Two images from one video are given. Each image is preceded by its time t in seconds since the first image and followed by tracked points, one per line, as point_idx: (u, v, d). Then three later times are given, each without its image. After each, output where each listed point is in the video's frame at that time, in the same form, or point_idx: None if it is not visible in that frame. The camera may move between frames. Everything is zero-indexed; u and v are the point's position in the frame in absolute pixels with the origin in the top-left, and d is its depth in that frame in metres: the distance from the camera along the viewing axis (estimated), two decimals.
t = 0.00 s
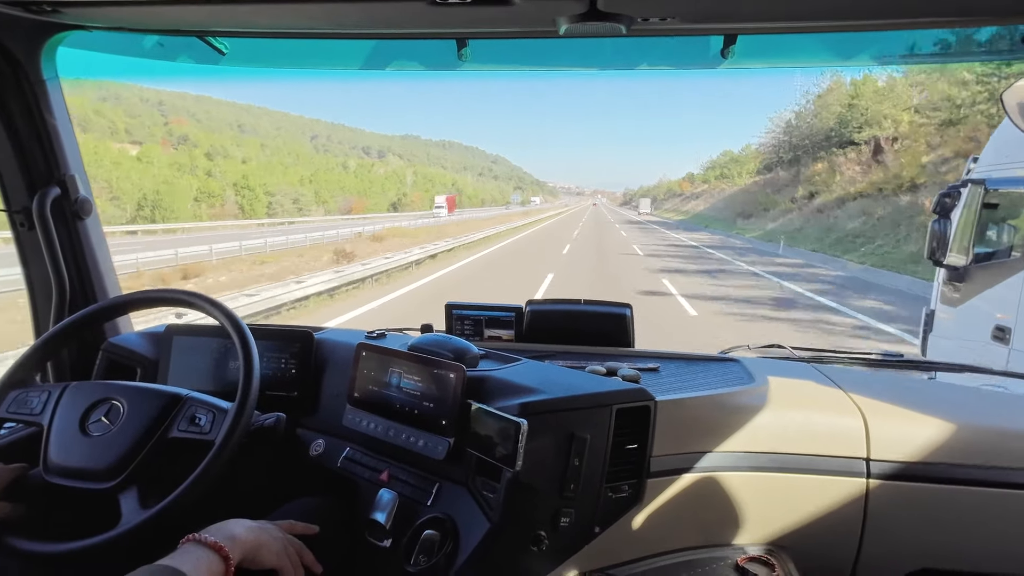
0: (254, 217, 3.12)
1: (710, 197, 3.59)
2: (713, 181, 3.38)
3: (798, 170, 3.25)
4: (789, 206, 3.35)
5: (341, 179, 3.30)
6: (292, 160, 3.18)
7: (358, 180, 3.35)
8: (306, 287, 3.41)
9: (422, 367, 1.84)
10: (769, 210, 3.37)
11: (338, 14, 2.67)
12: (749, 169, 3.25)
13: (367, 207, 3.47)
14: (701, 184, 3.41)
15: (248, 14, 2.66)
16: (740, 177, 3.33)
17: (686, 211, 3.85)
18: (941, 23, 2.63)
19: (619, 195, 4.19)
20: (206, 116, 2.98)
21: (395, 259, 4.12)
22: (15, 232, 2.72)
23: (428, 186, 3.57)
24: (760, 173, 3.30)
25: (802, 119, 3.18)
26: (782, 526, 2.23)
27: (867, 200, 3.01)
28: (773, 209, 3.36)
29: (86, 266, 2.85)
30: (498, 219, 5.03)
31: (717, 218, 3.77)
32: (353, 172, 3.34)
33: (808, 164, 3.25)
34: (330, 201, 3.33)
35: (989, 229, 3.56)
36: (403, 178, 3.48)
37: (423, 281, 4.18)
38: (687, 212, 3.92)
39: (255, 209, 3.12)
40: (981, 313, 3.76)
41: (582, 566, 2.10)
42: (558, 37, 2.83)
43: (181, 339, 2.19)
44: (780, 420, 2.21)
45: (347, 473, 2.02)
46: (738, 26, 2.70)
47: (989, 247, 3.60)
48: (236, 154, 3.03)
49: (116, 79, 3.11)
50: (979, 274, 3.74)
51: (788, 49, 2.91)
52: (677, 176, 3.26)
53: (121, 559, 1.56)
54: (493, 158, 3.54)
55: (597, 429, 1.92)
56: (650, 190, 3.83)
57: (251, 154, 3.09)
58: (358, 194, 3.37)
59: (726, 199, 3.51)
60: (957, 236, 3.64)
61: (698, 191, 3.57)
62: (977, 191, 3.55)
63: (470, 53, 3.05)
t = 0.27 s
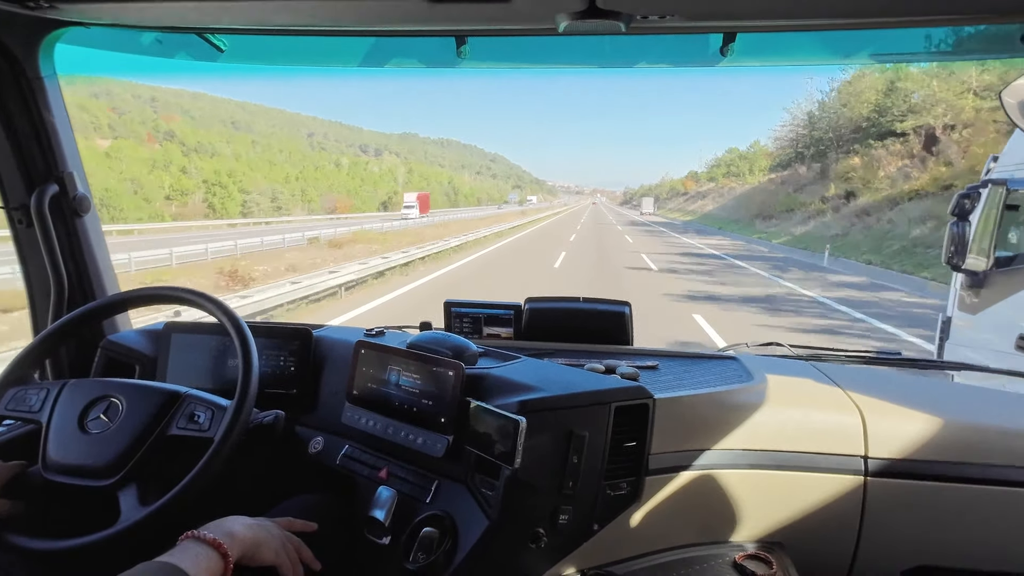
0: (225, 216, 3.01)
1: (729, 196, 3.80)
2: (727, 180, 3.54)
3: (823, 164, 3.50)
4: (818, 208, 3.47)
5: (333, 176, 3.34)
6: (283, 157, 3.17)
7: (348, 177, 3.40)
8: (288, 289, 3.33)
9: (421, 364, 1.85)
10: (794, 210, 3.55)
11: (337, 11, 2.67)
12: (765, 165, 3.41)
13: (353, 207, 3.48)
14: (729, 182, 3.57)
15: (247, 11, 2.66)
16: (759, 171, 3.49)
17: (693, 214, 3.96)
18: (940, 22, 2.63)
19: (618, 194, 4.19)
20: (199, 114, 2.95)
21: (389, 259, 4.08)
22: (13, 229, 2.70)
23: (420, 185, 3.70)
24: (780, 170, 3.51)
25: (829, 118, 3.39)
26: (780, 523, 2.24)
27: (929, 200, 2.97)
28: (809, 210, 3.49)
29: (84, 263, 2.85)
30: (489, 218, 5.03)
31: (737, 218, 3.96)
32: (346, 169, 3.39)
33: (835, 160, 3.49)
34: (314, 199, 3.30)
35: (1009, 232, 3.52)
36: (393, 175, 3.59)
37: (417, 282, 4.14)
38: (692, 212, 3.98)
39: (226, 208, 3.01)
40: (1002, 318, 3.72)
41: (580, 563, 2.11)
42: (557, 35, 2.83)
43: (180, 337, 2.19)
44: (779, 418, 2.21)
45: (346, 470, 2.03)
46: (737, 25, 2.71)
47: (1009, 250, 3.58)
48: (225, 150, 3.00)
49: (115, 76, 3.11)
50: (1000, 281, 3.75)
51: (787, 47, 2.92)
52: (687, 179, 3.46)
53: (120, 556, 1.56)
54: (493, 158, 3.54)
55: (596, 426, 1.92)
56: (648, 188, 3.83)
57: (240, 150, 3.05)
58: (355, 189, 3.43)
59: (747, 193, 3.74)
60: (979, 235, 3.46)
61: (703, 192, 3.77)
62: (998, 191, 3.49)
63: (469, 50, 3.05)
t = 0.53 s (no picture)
0: (193, 216, 2.90)
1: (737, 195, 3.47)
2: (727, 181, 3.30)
3: (856, 157, 2.97)
4: (837, 207, 3.00)
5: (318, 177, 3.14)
6: (275, 151, 3.04)
7: (336, 176, 3.18)
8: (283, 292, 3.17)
9: (420, 365, 1.84)
10: (825, 211, 3.03)
11: (337, 11, 2.67)
12: (779, 162, 3.12)
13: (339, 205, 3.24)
14: (743, 179, 3.26)
15: (246, 11, 2.66)
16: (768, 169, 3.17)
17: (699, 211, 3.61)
18: (941, 24, 2.63)
19: (618, 194, 4.19)
20: (191, 110, 2.94)
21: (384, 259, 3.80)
22: (12, 228, 2.71)
23: (411, 185, 3.38)
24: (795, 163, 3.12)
25: (853, 110, 3.03)
26: (780, 525, 2.24)
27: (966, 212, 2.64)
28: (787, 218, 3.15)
29: (83, 262, 2.85)
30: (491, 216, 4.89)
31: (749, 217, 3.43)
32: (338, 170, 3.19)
33: (872, 154, 2.91)
34: (294, 197, 3.07)
35: None
36: (394, 176, 3.32)
37: (409, 281, 3.82)
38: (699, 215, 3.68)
39: (193, 207, 2.91)
40: None
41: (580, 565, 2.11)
42: (557, 36, 2.83)
43: (179, 337, 2.18)
44: (778, 419, 2.21)
45: (344, 471, 2.02)
46: (736, 25, 2.70)
47: None
48: (212, 146, 2.92)
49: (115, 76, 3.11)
50: None
51: (787, 48, 2.91)
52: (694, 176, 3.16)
53: (118, 556, 1.56)
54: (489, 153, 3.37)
55: (595, 427, 1.92)
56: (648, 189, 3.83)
57: (229, 147, 2.95)
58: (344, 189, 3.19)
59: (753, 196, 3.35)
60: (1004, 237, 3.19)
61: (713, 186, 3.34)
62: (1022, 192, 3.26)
63: (469, 51, 3.05)
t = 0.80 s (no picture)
0: (149, 216, 2.81)
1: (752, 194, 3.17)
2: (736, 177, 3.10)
3: (899, 148, 2.77)
4: (884, 207, 2.78)
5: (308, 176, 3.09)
6: (264, 149, 2.96)
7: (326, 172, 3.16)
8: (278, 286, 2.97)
9: (419, 363, 1.85)
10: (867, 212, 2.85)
11: (338, 8, 2.66)
12: (797, 159, 2.93)
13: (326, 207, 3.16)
14: (755, 176, 3.05)
15: (246, 8, 2.65)
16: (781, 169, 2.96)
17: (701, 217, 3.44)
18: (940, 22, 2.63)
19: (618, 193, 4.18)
20: (185, 107, 2.90)
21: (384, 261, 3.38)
22: (11, 227, 2.70)
23: (404, 182, 3.29)
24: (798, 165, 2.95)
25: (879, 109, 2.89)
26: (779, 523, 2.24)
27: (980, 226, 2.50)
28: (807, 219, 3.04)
29: (82, 260, 2.84)
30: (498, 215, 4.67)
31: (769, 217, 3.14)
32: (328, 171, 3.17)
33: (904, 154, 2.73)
34: (272, 192, 2.92)
35: None
36: (390, 172, 3.27)
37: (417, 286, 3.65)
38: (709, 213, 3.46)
39: (152, 207, 2.81)
40: None
41: (579, 563, 2.11)
42: (557, 34, 2.83)
43: (178, 334, 2.18)
44: (777, 418, 2.21)
45: (344, 469, 2.03)
46: (736, 24, 2.70)
47: None
48: (198, 143, 2.84)
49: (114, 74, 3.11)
50: None
51: (787, 47, 2.91)
52: (696, 173, 3.04)
53: (117, 553, 1.56)
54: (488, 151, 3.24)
55: (594, 426, 1.92)
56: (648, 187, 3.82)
57: (215, 144, 2.87)
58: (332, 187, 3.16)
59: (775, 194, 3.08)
60: None
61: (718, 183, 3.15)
62: None
63: (469, 49, 3.05)
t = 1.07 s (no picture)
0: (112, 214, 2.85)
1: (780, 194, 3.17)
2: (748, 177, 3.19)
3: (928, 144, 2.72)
4: (931, 206, 2.66)
5: (294, 174, 3.02)
6: (253, 147, 2.96)
7: (312, 170, 3.07)
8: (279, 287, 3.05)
9: (420, 360, 1.85)
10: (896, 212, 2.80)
11: (338, 5, 2.67)
12: (820, 154, 2.94)
13: (300, 204, 3.05)
14: (772, 175, 3.17)
15: (246, 5, 2.66)
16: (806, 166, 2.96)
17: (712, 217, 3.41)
18: (941, 17, 2.63)
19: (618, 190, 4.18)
20: (176, 104, 2.88)
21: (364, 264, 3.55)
22: (12, 224, 2.71)
23: (399, 181, 3.33)
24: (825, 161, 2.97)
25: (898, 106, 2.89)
26: (780, 519, 2.25)
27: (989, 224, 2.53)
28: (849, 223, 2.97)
29: (83, 257, 2.84)
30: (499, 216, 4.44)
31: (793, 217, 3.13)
32: (314, 176, 3.08)
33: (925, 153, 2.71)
34: (247, 193, 2.95)
35: None
36: (383, 172, 3.28)
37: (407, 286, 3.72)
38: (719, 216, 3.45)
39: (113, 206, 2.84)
40: None
41: (580, 559, 2.11)
42: (557, 30, 2.83)
43: (179, 332, 2.19)
44: (777, 414, 2.21)
45: (345, 467, 2.03)
46: (736, 20, 2.70)
47: None
48: (183, 139, 2.83)
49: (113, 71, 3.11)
50: None
51: (788, 42, 2.91)
52: (705, 173, 3.10)
53: (119, 550, 1.57)
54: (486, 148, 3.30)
55: (595, 422, 1.92)
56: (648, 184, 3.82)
57: (201, 140, 2.87)
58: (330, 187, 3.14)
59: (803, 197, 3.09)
60: None
61: (732, 182, 3.18)
62: None
63: (468, 46, 3.04)
